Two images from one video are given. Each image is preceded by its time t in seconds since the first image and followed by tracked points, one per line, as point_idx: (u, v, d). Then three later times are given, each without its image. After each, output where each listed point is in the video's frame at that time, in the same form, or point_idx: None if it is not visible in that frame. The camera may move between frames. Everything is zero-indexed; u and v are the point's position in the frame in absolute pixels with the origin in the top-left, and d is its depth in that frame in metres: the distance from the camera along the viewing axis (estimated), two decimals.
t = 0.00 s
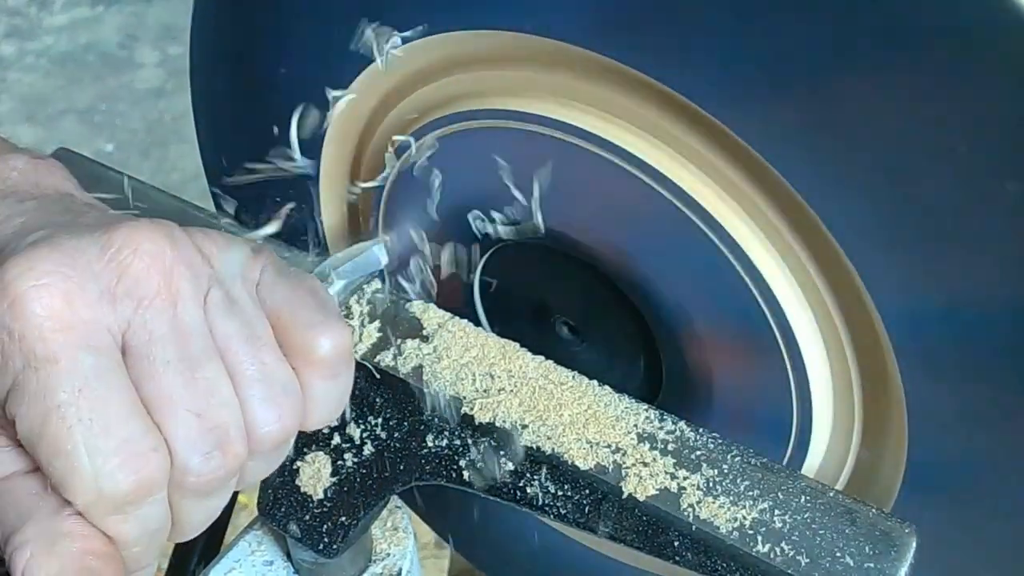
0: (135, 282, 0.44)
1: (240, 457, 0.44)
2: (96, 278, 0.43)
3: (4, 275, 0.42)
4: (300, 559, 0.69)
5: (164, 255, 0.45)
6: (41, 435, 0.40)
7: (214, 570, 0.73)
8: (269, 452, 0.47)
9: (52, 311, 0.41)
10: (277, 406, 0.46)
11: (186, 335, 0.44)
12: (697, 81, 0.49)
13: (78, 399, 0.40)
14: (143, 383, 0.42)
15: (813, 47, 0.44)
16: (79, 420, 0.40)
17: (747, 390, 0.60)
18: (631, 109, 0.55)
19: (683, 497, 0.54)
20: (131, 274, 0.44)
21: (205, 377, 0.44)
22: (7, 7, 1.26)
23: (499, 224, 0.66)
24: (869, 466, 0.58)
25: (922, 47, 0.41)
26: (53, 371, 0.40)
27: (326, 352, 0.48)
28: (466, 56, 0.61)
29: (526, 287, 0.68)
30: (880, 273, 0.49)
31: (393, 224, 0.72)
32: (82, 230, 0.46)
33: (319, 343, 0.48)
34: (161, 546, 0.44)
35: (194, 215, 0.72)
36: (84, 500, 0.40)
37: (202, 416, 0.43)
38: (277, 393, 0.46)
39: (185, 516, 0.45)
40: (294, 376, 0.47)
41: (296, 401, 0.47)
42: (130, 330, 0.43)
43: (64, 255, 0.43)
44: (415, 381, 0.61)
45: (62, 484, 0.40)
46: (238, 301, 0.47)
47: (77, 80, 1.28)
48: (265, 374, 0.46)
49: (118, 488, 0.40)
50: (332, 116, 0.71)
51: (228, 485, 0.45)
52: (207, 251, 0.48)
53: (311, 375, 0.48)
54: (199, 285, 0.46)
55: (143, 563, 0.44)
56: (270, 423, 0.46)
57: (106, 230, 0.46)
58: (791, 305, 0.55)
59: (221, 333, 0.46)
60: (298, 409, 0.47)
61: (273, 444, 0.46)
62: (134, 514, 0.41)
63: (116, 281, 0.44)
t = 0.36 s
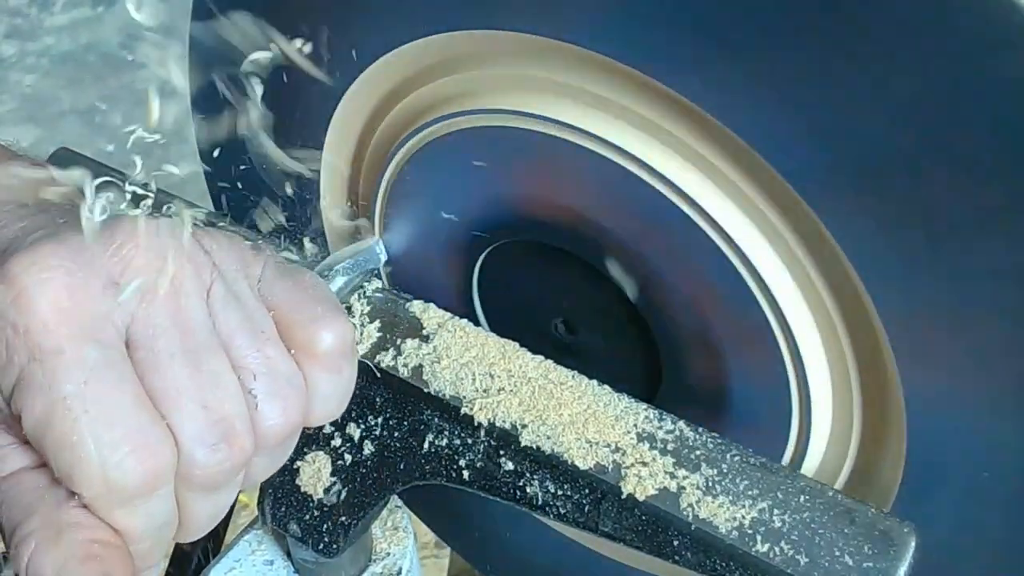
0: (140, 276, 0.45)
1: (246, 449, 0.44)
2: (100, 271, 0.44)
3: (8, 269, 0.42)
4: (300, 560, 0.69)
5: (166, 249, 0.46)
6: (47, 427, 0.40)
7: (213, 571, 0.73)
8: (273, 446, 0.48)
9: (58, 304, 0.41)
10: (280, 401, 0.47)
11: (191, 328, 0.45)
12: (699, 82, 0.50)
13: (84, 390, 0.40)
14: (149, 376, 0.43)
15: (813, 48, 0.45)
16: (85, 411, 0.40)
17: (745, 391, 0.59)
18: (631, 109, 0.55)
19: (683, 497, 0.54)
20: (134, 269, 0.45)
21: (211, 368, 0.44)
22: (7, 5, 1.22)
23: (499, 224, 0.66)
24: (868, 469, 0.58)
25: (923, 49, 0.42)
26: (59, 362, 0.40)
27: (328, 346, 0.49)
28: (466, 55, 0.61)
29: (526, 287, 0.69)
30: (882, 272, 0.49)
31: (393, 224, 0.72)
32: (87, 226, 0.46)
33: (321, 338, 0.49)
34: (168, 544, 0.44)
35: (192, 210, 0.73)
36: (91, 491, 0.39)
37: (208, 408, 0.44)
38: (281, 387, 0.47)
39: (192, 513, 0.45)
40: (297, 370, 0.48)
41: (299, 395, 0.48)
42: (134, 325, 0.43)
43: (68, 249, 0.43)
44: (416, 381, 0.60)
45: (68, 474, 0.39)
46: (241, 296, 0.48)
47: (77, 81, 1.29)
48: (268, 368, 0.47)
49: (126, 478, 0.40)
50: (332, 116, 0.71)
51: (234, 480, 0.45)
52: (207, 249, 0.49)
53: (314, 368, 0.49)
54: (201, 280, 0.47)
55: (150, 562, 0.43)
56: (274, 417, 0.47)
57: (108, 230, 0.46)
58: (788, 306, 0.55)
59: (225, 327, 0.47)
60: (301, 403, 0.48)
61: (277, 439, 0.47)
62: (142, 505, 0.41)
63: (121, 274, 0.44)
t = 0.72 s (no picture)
0: (138, 271, 0.44)
1: (248, 442, 0.44)
2: (99, 267, 0.44)
3: (8, 267, 0.42)
4: (300, 559, 0.70)
5: (165, 244, 0.46)
6: (47, 421, 0.40)
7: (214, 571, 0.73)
8: (276, 441, 0.47)
9: (57, 299, 0.41)
10: (283, 394, 0.47)
11: (190, 323, 0.45)
12: (701, 82, 0.50)
13: (84, 384, 0.40)
14: (149, 370, 0.42)
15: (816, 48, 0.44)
16: (85, 404, 0.40)
17: (747, 392, 0.59)
18: (630, 109, 0.55)
19: (683, 497, 0.54)
20: (132, 264, 0.45)
21: (212, 362, 0.44)
22: (9, 7, 1.30)
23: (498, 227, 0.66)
24: (868, 470, 0.58)
25: (924, 48, 0.41)
26: (58, 357, 0.40)
27: (328, 340, 0.49)
28: (464, 55, 0.61)
29: (526, 287, 0.69)
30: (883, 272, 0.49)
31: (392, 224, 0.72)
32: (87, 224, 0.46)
33: (321, 331, 0.49)
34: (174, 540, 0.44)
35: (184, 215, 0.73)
36: (94, 484, 0.39)
37: (209, 401, 0.43)
38: (283, 381, 0.47)
39: (198, 508, 0.45)
40: (298, 364, 0.48)
41: (301, 389, 0.47)
42: (133, 320, 0.43)
43: (67, 248, 0.44)
44: (416, 381, 0.60)
45: (70, 468, 0.39)
46: (241, 293, 0.48)
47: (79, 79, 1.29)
48: (269, 363, 0.47)
49: (128, 472, 0.40)
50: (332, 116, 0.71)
51: (238, 475, 0.45)
52: (206, 245, 0.49)
53: (315, 361, 0.49)
54: (201, 275, 0.47)
55: (155, 558, 0.43)
56: (276, 410, 0.46)
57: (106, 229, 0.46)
58: (784, 309, 0.55)
59: (225, 323, 0.46)
60: (304, 397, 0.48)
61: (278, 433, 0.47)
62: (145, 498, 0.41)
63: (118, 270, 0.44)
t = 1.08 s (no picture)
0: (129, 266, 0.46)
1: (245, 435, 0.44)
2: (90, 261, 0.45)
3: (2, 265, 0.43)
4: (300, 559, 0.71)
5: (156, 240, 0.47)
6: (41, 414, 0.40)
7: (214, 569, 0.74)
8: (276, 439, 0.46)
9: (50, 294, 0.42)
10: (281, 389, 0.46)
11: (184, 317, 0.46)
12: (699, 83, 0.50)
13: (77, 375, 0.40)
14: (143, 363, 0.43)
15: (814, 48, 0.45)
16: (78, 396, 0.40)
17: (749, 392, 0.59)
18: (626, 108, 0.56)
19: (683, 497, 0.54)
20: (124, 259, 0.46)
21: (207, 355, 0.44)
22: (9, 8, 1.29)
23: (498, 226, 0.66)
24: (869, 467, 0.58)
25: (923, 49, 0.42)
26: (51, 350, 0.41)
27: (325, 337, 0.48)
28: (461, 55, 0.62)
29: (527, 286, 0.68)
30: (882, 272, 0.49)
31: (393, 225, 0.72)
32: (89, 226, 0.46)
33: (317, 328, 0.48)
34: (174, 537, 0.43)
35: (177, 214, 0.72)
36: (88, 476, 0.39)
37: (204, 394, 0.43)
38: (280, 376, 0.46)
39: (195, 507, 0.44)
40: (294, 360, 0.47)
41: (298, 384, 0.47)
42: (127, 314, 0.44)
43: (59, 245, 0.45)
44: (416, 381, 0.60)
45: (64, 460, 0.39)
46: (237, 290, 0.49)
47: (78, 80, 1.29)
48: (266, 358, 0.46)
49: (123, 465, 0.39)
50: (331, 118, 0.71)
51: (236, 470, 0.45)
52: (199, 243, 0.50)
53: (312, 359, 0.48)
54: (194, 272, 0.48)
55: (152, 557, 0.42)
56: (273, 404, 0.45)
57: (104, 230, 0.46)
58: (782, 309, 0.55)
59: (221, 317, 0.47)
60: (301, 394, 0.47)
61: (278, 427, 0.46)
62: (141, 492, 0.40)
63: (110, 264, 0.45)
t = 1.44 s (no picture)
0: (124, 261, 0.45)
1: (241, 429, 0.44)
2: (85, 257, 0.44)
3: None
4: (300, 559, 0.71)
5: (149, 235, 0.46)
6: (37, 409, 0.40)
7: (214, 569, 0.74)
8: (273, 433, 0.47)
9: (44, 289, 0.42)
10: (278, 384, 0.46)
11: (179, 311, 0.45)
12: (699, 80, 0.49)
13: (72, 369, 0.40)
14: (139, 356, 0.42)
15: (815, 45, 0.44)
16: (74, 389, 0.40)
17: (748, 392, 0.59)
18: (623, 111, 0.56)
19: (683, 497, 0.54)
20: (118, 254, 0.45)
21: (202, 349, 0.44)
22: (10, 8, 1.32)
23: (497, 226, 0.66)
24: (870, 466, 0.58)
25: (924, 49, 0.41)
26: (45, 345, 0.40)
27: (321, 333, 0.48)
28: (460, 54, 0.62)
29: (526, 286, 0.68)
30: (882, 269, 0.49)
31: (393, 226, 0.72)
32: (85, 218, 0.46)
33: (313, 325, 0.48)
34: (173, 534, 0.43)
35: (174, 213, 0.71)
36: (85, 469, 0.39)
37: (200, 386, 0.43)
38: (278, 371, 0.46)
39: (194, 502, 0.44)
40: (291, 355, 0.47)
41: (296, 379, 0.47)
42: (121, 308, 0.43)
43: (53, 242, 0.44)
44: (416, 381, 0.60)
45: (62, 454, 0.39)
46: (233, 287, 0.48)
47: (78, 79, 1.29)
48: (263, 353, 0.46)
49: (119, 457, 0.39)
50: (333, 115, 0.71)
51: (234, 464, 0.44)
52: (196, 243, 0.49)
53: (308, 356, 0.48)
54: (190, 268, 0.47)
55: (155, 550, 0.42)
56: (270, 399, 0.46)
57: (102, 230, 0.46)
58: (781, 310, 0.55)
59: (215, 313, 0.46)
60: (298, 388, 0.47)
61: (276, 423, 0.46)
62: (137, 486, 0.40)
63: (104, 260, 0.44)
